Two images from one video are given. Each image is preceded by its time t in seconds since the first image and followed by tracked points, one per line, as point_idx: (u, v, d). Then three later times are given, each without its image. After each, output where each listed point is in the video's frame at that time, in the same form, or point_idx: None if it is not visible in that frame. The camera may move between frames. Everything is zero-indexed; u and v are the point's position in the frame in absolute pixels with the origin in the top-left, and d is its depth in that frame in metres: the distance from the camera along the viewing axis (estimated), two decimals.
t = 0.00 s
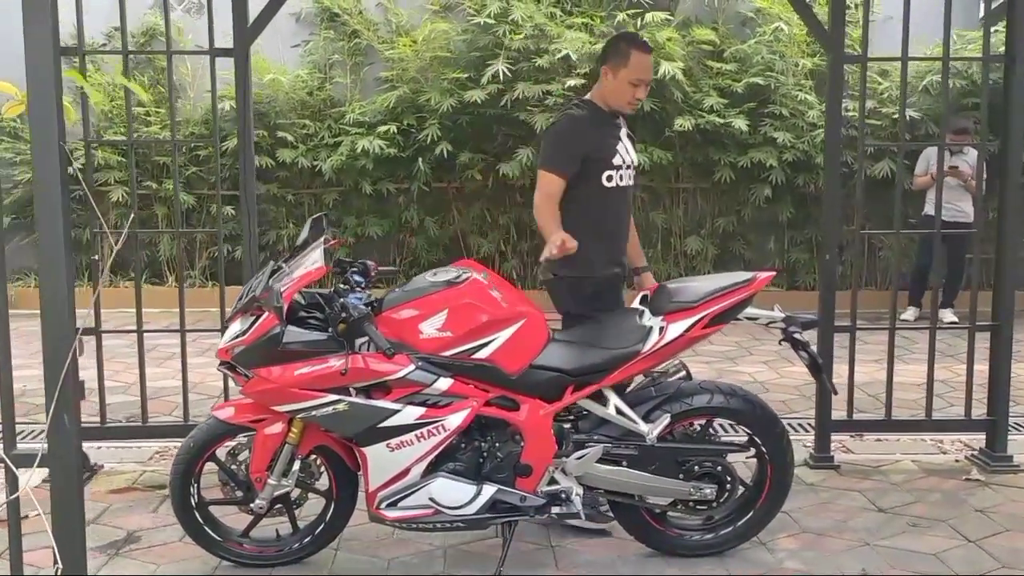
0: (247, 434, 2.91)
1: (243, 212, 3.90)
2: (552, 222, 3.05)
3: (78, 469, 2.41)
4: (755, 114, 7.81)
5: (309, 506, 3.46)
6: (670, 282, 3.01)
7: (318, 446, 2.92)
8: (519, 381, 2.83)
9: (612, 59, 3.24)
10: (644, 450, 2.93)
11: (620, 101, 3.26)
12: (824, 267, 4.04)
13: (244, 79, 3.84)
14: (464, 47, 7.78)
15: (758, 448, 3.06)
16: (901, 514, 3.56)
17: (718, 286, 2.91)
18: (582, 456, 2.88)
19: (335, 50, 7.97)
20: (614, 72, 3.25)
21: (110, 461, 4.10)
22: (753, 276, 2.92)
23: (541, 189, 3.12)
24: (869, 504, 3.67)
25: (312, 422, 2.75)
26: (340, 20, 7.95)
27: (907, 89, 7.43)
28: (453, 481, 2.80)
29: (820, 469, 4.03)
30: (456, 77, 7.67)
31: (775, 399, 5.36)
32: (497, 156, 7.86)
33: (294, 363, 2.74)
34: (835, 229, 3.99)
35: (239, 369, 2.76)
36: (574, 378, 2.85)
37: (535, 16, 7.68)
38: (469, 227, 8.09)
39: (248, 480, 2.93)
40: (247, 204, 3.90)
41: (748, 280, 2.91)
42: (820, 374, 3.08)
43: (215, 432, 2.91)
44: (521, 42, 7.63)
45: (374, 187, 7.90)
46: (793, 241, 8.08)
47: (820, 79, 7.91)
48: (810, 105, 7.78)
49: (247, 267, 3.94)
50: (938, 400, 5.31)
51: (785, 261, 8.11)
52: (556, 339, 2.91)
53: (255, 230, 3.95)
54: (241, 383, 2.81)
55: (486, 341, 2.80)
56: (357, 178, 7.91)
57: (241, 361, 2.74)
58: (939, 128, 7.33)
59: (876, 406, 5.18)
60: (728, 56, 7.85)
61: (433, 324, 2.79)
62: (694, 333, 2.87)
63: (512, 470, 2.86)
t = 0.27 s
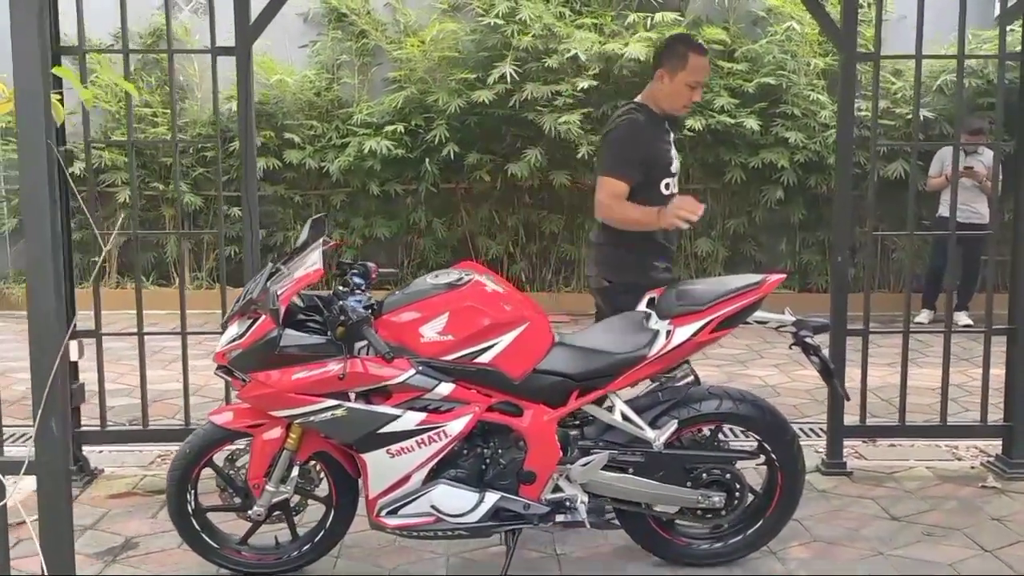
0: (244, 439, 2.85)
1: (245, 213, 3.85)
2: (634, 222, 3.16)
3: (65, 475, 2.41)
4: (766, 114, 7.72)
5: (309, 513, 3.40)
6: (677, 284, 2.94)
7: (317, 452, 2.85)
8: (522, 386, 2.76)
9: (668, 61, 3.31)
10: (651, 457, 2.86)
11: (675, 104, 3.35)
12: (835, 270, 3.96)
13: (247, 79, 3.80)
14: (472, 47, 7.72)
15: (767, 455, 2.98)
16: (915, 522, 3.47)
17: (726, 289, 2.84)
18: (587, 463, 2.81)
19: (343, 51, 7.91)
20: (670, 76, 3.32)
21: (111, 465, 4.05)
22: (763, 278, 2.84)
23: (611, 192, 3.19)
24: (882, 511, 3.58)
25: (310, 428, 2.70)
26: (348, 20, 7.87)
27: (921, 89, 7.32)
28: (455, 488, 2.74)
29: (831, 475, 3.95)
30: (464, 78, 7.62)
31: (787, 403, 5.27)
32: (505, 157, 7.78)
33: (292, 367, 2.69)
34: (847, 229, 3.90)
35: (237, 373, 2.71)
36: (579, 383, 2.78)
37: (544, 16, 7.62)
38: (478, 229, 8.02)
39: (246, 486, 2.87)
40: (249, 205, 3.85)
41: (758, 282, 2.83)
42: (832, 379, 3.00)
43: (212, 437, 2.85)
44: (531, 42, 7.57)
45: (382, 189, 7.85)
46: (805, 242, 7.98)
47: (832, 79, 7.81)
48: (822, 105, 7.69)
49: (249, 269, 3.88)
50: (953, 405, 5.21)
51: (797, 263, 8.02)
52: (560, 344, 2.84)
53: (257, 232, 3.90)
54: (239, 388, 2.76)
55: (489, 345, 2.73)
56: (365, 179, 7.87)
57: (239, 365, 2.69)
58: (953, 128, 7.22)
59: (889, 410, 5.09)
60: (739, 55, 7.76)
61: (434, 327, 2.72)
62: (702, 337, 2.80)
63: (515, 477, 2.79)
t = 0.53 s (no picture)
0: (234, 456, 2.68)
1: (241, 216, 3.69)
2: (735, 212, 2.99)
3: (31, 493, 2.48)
4: (779, 117, 7.54)
5: (305, 532, 3.23)
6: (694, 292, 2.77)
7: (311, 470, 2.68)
8: (528, 400, 2.59)
9: (739, 49, 3.11)
10: (666, 476, 2.68)
11: (746, 95, 3.15)
12: (857, 276, 3.78)
13: (242, 75, 3.64)
14: (478, 48, 7.57)
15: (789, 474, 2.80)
16: (943, 543, 3.29)
17: (746, 297, 2.67)
18: (599, 482, 2.64)
19: (346, 52, 7.72)
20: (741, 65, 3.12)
21: (101, 478, 3.89)
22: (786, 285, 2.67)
23: (710, 188, 2.99)
24: (908, 531, 3.40)
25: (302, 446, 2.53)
26: (350, 21, 7.63)
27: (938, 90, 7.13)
28: (457, 509, 2.56)
29: (853, 492, 3.76)
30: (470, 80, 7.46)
31: (804, 414, 5.09)
32: (511, 161, 7.61)
33: (283, 380, 2.53)
34: (869, 234, 3.73)
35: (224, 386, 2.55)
36: (589, 398, 2.61)
37: (551, 17, 7.46)
38: (484, 233, 7.85)
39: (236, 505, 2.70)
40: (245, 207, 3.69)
41: (781, 290, 2.66)
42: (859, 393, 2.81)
43: (200, 453, 2.69)
44: (538, 43, 7.40)
45: (386, 193, 7.70)
46: (818, 247, 7.79)
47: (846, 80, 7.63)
48: (836, 107, 7.51)
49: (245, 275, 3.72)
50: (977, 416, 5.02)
51: (810, 268, 7.83)
52: (569, 355, 2.67)
53: (252, 236, 3.74)
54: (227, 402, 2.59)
55: (493, 356, 2.56)
56: (369, 182, 7.72)
57: (226, 378, 2.53)
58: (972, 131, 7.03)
59: (910, 422, 4.91)
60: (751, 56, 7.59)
61: (434, 338, 2.55)
62: (722, 349, 2.63)
63: (521, 497, 2.61)
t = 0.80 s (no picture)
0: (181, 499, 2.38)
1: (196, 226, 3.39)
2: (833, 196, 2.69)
3: None
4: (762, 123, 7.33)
5: None
6: (695, 313, 2.50)
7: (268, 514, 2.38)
8: (513, 435, 2.30)
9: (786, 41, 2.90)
10: (665, 518, 2.42)
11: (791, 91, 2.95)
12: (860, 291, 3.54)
13: (196, 73, 3.35)
14: (452, 50, 7.29)
15: (800, 512, 2.54)
16: None
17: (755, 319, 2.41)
18: (592, 525, 2.37)
19: (315, 53, 7.42)
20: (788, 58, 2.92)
21: (44, 512, 3.56)
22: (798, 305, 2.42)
23: (801, 173, 2.67)
24: (920, 567, 3.16)
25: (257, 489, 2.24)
26: (320, 21, 7.36)
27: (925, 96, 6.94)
28: (433, 559, 2.27)
29: (857, 522, 3.52)
30: (443, 83, 7.18)
31: (796, 434, 4.85)
32: (486, 166, 7.33)
33: (235, 416, 2.23)
34: (873, 247, 3.49)
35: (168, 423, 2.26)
36: (581, 431, 2.33)
37: (528, 18, 7.20)
38: (458, 242, 7.57)
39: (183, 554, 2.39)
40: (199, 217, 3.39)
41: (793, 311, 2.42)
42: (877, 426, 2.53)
43: (142, 495, 2.38)
44: (514, 45, 7.14)
45: (356, 200, 7.40)
46: (802, 257, 7.59)
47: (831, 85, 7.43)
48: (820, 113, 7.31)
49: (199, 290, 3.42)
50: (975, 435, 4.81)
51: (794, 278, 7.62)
52: (558, 384, 2.39)
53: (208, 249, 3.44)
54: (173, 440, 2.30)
55: (475, 386, 2.28)
56: (338, 189, 7.42)
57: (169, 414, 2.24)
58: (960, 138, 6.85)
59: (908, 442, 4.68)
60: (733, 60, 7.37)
61: (408, 366, 2.26)
62: (729, 377, 2.36)
63: (505, 543, 2.32)
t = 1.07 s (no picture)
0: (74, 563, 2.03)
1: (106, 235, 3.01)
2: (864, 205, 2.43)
3: None
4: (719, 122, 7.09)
5: None
6: (676, 335, 2.19)
7: None
8: (468, 483, 1.99)
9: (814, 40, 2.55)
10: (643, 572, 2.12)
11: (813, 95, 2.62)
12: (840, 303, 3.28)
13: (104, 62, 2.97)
14: (397, 45, 6.91)
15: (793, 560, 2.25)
16: None
17: (744, 345, 2.11)
18: None
19: (249, 47, 6.95)
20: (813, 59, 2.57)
21: None
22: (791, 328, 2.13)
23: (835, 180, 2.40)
24: None
25: (166, 555, 1.91)
26: (256, 13, 6.95)
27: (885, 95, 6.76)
28: None
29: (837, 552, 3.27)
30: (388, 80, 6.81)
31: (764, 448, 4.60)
32: (433, 167, 6.99)
33: (135, 470, 1.89)
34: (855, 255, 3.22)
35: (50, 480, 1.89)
36: (546, 477, 2.01)
37: (476, 12, 6.86)
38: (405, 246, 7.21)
39: None
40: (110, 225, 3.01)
41: (786, 335, 2.13)
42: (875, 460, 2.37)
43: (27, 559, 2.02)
44: (462, 40, 6.81)
45: (295, 204, 7.01)
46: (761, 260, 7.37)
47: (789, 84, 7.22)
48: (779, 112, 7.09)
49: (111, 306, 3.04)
50: (948, 448, 4.61)
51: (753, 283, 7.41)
52: (520, 421, 2.07)
53: (121, 260, 3.05)
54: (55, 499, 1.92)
55: (423, 429, 1.95)
56: (276, 192, 7.02)
57: (52, 469, 1.87)
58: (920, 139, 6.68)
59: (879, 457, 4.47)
60: (690, 58, 7.11)
61: (344, 407, 1.93)
62: (716, 413, 2.07)
63: None
